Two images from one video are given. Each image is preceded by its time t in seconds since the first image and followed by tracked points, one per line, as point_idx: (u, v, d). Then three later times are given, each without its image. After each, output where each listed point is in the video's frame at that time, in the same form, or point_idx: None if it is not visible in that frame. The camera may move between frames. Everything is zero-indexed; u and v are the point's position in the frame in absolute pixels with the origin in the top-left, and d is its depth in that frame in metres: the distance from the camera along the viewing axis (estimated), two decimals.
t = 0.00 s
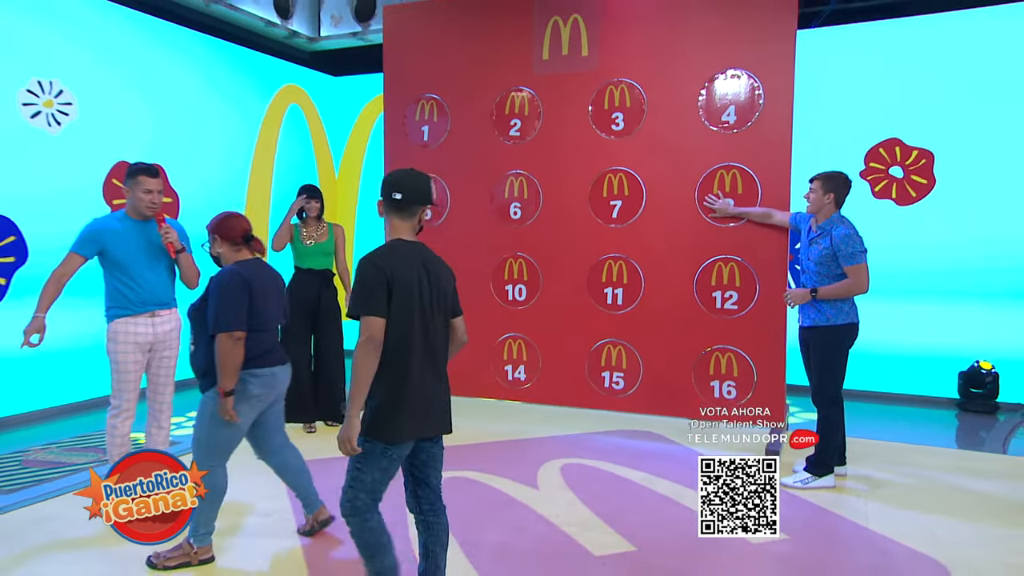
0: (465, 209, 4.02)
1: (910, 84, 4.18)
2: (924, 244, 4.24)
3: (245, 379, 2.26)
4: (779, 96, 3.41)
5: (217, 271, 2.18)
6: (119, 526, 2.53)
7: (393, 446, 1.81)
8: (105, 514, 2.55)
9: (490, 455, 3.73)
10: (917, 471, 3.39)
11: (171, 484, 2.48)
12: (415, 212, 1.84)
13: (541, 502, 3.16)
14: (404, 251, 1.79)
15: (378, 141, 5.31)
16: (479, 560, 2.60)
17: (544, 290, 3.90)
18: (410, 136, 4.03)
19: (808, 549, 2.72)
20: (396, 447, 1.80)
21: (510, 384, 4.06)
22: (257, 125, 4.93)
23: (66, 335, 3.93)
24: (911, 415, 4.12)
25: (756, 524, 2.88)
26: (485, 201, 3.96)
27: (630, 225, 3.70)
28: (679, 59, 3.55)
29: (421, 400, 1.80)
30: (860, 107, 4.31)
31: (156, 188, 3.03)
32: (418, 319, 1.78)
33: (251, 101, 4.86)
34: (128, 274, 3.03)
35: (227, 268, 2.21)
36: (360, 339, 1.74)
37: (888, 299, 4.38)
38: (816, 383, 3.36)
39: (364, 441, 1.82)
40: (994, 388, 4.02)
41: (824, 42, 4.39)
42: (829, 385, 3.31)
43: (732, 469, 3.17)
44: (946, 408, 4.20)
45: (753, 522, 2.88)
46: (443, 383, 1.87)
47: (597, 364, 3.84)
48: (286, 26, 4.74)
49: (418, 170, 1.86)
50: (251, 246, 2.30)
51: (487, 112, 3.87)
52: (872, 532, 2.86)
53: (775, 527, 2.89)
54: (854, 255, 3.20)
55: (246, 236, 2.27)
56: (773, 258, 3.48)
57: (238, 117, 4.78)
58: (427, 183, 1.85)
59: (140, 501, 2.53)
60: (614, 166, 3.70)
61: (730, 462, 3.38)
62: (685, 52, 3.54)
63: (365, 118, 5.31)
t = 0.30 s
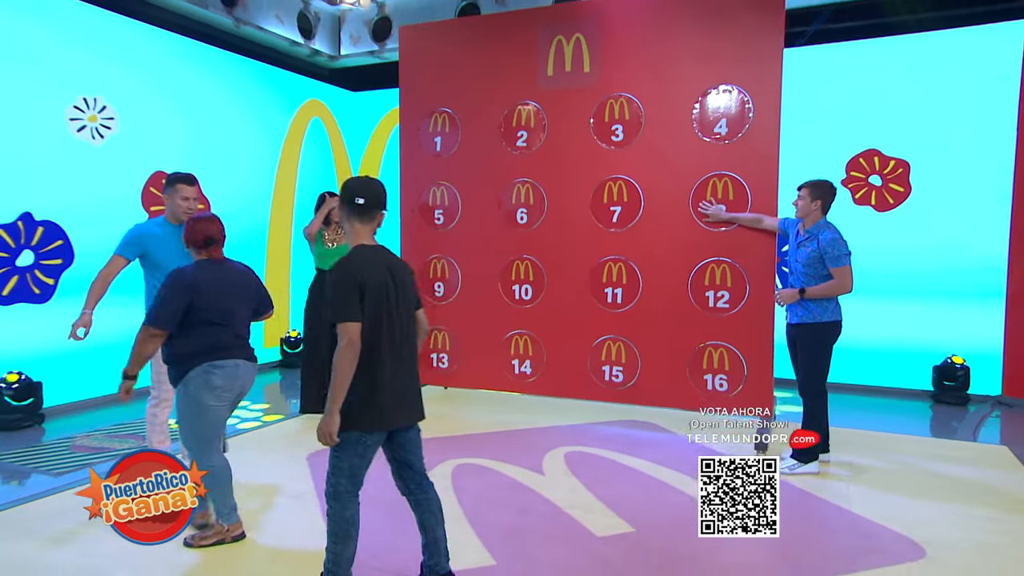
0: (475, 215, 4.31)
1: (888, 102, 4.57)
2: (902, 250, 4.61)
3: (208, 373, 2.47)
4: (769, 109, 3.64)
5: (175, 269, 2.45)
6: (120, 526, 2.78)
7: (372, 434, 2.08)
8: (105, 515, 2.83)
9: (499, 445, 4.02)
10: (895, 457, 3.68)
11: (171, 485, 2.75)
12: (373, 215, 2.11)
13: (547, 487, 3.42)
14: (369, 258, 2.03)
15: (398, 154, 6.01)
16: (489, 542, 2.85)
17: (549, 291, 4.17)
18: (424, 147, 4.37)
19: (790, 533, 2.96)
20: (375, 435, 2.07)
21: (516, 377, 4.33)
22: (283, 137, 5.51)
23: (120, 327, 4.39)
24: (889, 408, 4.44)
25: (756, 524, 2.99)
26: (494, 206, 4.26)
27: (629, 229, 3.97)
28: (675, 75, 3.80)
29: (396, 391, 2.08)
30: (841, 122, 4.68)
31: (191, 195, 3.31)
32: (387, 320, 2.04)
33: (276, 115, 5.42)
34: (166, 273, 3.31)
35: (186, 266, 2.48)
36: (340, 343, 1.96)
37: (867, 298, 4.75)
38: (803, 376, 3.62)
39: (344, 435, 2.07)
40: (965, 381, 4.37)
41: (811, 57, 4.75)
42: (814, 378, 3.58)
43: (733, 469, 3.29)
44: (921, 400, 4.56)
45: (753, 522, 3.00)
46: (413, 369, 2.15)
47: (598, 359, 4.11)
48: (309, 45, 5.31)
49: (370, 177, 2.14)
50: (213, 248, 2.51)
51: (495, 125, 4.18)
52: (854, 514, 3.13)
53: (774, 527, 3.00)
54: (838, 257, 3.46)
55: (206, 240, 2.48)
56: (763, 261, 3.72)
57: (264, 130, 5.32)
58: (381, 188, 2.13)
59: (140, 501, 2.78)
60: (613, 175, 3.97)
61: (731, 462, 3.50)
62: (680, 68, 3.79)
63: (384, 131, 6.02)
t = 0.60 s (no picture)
0: (482, 220, 4.64)
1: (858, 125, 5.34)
2: (867, 252, 5.41)
3: (168, 369, 2.73)
4: (754, 122, 3.91)
5: (153, 271, 2.78)
6: (120, 524, 3.03)
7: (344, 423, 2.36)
8: (106, 516, 3.08)
9: (504, 435, 4.34)
10: (867, 445, 4.03)
11: (172, 485, 3.06)
12: (337, 218, 2.43)
13: (548, 474, 3.72)
14: (335, 262, 2.30)
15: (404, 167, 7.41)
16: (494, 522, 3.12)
17: (550, 291, 4.48)
18: (433, 157, 4.71)
19: (794, 538, 3.01)
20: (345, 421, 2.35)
21: (520, 371, 4.63)
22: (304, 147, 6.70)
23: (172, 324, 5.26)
24: (864, 397, 5.14)
25: (756, 524, 3.10)
26: (498, 212, 4.58)
27: (624, 233, 4.26)
28: (666, 92, 4.09)
29: (361, 378, 2.38)
30: (814, 147, 5.51)
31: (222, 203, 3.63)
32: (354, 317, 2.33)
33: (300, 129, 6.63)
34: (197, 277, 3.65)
35: (163, 269, 2.79)
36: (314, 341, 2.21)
37: (842, 300, 5.56)
38: (786, 370, 3.91)
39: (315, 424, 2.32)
40: (932, 374, 5.12)
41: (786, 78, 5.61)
42: (795, 372, 3.88)
43: (732, 470, 3.28)
44: (893, 391, 5.30)
45: (754, 521, 3.11)
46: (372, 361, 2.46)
47: (595, 355, 4.41)
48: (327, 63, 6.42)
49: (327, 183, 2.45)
50: (192, 255, 2.77)
51: (500, 138, 4.50)
52: (832, 498, 3.42)
53: (775, 528, 3.10)
54: (818, 260, 3.76)
55: (188, 247, 2.74)
56: (748, 264, 4.01)
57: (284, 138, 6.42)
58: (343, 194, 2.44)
59: (139, 502, 3.11)
60: (609, 183, 4.27)
61: (731, 461, 3.54)
62: (671, 85, 4.08)
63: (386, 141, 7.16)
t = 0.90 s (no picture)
0: (485, 226, 4.99)
1: (835, 137, 5.79)
2: (845, 255, 5.85)
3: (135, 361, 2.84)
4: (738, 134, 4.18)
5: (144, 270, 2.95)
6: (120, 525, 2.92)
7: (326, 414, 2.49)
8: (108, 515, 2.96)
9: (506, 425, 4.66)
10: (841, 435, 4.38)
11: (172, 484, 3.07)
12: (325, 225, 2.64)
13: (547, 459, 4.02)
14: (316, 262, 2.50)
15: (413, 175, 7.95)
16: (495, 501, 3.37)
17: (548, 291, 4.81)
18: (440, 167, 5.10)
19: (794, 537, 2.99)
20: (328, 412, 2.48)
21: (521, 366, 4.97)
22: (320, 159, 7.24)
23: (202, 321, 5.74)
24: (842, 390, 5.56)
25: (757, 525, 3.08)
26: (500, 217, 4.93)
27: (618, 237, 4.57)
28: (656, 106, 4.39)
29: (345, 372, 2.53)
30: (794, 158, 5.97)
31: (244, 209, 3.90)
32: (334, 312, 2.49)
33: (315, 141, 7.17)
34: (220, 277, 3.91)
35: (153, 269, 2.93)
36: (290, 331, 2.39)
37: (822, 300, 6.00)
38: (768, 365, 4.21)
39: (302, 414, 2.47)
40: (901, 368, 5.55)
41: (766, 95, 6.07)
42: (776, 367, 4.18)
43: (733, 470, 3.51)
44: (867, 383, 5.75)
45: (754, 523, 3.09)
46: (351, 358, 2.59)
47: (591, 351, 4.72)
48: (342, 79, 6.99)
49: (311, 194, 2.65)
50: (171, 255, 2.87)
51: (502, 149, 4.87)
52: (808, 481, 3.69)
53: (776, 531, 3.05)
54: (797, 263, 4.06)
55: (170, 247, 2.85)
56: (734, 267, 4.27)
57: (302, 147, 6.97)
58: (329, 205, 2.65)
59: (140, 501, 2.96)
60: (605, 191, 4.59)
61: (730, 463, 3.85)
62: (660, 101, 4.38)
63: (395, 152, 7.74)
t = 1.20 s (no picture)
0: (486, 229, 5.16)
1: (826, 141, 5.96)
2: (836, 256, 6.01)
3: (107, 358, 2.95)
4: (732, 140, 4.33)
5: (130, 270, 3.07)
6: (121, 526, 2.87)
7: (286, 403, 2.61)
8: (105, 514, 2.89)
9: (506, 422, 4.81)
10: (829, 430, 4.54)
11: (172, 485, 2.93)
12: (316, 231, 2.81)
13: (547, 454, 4.17)
14: (298, 259, 2.66)
15: (418, 178, 8.15)
16: (495, 495, 3.52)
17: (548, 291, 4.96)
18: (443, 171, 5.30)
19: (789, 531, 3.12)
20: (286, 402, 2.60)
21: (520, 364, 5.12)
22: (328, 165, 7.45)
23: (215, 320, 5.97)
24: (831, 387, 5.72)
25: (757, 525, 3.15)
26: (501, 220, 5.10)
27: (616, 240, 4.73)
28: (653, 113, 4.54)
29: (311, 366, 2.67)
30: (787, 162, 6.14)
31: (252, 212, 4.03)
32: (306, 307, 2.64)
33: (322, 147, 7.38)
34: (228, 278, 4.01)
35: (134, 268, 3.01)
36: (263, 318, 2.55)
37: (813, 299, 6.16)
38: (760, 363, 4.33)
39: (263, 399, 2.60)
40: (888, 366, 5.69)
41: (759, 101, 6.25)
42: (768, 364, 4.31)
43: (732, 470, 3.40)
44: (856, 380, 5.90)
45: (754, 523, 3.16)
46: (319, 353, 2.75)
47: (589, 350, 4.87)
48: (348, 87, 7.18)
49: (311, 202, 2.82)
50: (141, 256, 2.91)
51: (503, 154, 5.04)
52: (798, 474, 3.83)
53: (774, 530, 3.13)
54: (787, 266, 4.18)
55: (141, 248, 2.90)
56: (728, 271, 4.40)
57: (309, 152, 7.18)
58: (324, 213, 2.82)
59: (140, 502, 2.89)
60: (602, 195, 4.75)
61: (730, 463, 3.85)
62: (657, 108, 4.53)
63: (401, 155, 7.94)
